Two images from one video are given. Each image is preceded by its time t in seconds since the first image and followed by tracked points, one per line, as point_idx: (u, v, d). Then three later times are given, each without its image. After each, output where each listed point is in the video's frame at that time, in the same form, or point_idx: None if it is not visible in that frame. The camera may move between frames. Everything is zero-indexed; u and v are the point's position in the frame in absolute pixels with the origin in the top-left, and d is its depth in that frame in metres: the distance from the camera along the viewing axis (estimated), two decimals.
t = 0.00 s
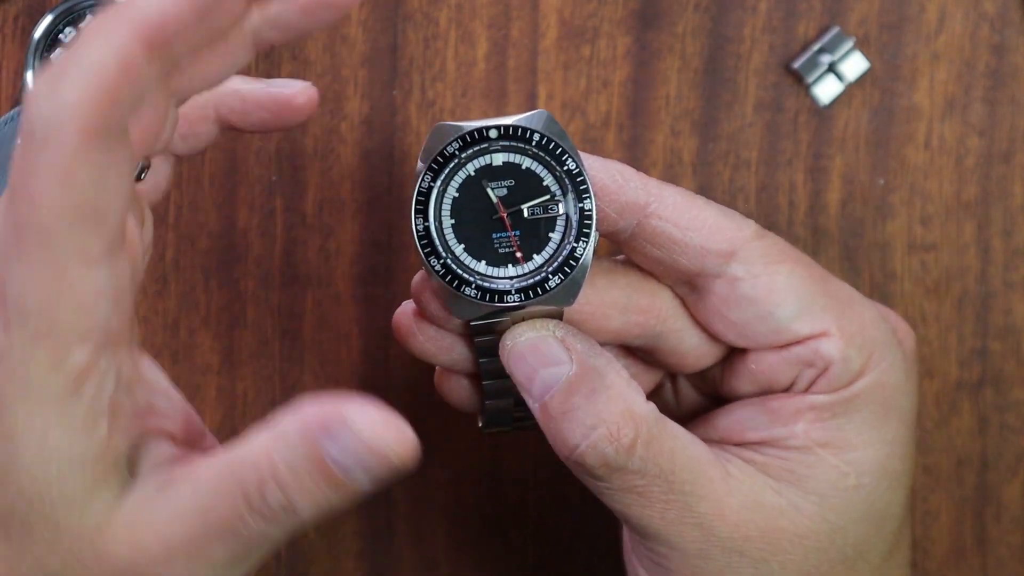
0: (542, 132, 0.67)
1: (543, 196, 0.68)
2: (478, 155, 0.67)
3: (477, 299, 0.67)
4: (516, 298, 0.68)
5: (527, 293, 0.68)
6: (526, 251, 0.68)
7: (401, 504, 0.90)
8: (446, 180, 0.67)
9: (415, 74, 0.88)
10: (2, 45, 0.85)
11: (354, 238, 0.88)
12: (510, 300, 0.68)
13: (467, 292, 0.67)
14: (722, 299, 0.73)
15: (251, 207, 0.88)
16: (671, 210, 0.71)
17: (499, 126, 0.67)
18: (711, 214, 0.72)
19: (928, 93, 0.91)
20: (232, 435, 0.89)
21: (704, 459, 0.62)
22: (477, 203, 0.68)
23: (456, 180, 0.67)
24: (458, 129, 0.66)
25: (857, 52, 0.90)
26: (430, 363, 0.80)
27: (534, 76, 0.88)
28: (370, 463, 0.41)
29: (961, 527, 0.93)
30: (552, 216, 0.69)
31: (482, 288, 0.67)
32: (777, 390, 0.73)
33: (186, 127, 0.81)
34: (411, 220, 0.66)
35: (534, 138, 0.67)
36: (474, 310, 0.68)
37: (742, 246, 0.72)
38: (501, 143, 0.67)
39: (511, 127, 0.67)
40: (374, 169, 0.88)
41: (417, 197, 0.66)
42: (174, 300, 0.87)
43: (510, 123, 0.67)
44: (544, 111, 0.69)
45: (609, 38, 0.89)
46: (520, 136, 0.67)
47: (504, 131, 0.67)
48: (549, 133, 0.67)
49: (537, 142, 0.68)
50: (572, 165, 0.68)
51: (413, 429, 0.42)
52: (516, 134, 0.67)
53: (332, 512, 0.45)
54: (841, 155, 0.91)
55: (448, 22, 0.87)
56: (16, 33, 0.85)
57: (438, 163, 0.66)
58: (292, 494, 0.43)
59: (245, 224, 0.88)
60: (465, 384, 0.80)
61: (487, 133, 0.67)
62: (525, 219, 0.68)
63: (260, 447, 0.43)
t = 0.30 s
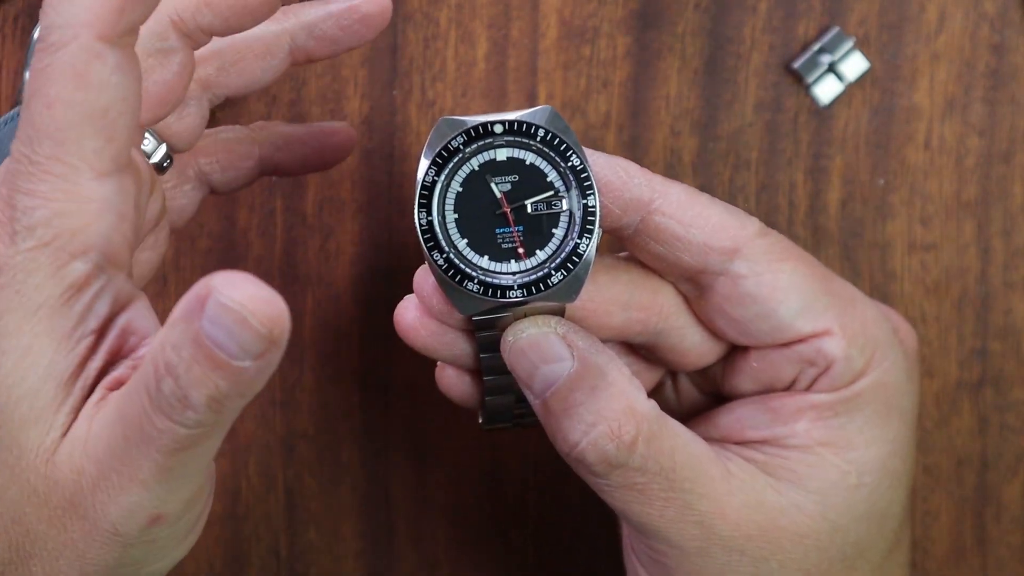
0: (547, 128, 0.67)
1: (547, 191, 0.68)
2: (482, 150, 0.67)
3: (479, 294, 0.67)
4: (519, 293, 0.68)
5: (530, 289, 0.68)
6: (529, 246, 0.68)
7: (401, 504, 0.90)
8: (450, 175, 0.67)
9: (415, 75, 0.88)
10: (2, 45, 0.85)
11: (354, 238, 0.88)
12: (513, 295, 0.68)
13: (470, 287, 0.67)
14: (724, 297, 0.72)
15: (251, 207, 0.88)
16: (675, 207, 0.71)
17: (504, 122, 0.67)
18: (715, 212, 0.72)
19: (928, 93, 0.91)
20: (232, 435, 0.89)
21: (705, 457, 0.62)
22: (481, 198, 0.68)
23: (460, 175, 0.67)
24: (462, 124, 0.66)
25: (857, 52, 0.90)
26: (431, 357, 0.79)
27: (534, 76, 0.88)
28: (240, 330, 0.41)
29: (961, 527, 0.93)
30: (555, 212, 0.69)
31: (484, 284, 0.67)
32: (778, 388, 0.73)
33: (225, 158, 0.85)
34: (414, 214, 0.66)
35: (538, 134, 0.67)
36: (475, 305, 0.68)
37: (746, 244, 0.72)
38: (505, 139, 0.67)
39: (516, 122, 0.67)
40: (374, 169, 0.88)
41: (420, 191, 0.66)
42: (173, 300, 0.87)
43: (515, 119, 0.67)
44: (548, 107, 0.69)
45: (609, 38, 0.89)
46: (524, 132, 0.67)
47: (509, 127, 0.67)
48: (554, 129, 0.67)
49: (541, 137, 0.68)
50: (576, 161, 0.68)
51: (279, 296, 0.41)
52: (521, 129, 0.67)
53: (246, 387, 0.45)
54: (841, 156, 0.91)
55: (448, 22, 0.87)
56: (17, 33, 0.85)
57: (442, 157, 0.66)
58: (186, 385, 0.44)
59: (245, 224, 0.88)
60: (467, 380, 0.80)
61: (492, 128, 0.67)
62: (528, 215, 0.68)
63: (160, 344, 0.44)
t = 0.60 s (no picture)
0: (546, 127, 0.67)
1: (545, 191, 0.68)
2: (481, 149, 0.67)
3: (478, 294, 0.67)
4: (517, 293, 0.68)
5: (529, 288, 0.68)
6: (528, 246, 0.68)
7: (400, 504, 0.90)
8: (449, 175, 0.67)
9: (415, 75, 0.88)
10: (3, 46, 0.85)
11: (354, 238, 0.88)
12: (512, 295, 0.68)
13: (468, 287, 0.67)
14: (723, 296, 0.73)
15: (251, 207, 0.88)
16: (674, 206, 0.71)
17: (503, 121, 0.67)
18: (714, 212, 0.72)
19: (928, 93, 0.91)
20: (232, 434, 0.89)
21: (704, 456, 0.62)
22: (480, 197, 0.68)
23: (459, 174, 0.67)
24: (461, 123, 0.66)
25: (857, 52, 0.90)
26: (430, 356, 0.79)
27: (534, 76, 0.88)
28: (294, 332, 0.43)
29: (961, 527, 0.93)
30: (554, 211, 0.69)
31: (483, 283, 0.67)
32: (777, 387, 0.73)
33: (215, 151, 0.83)
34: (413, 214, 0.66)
35: (537, 133, 0.67)
36: (474, 304, 0.68)
37: (745, 243, 0.72)
38: (504, 138, 0.67)
39: (515, 122, 0.67)
40: (374, 169, 0.88)
41: (419, 191, 0.66)
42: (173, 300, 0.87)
43: (514, 118, 0.67)
44: (548, 107, 0.69)
45: (609, 38, 0.89)
46: (523, 132, 0.67)
47: (508, 126, 0.67)
48: (553, 129, 0.67)
49: (540, 137, 0.68)
50: (574, 161, 0.68)
51: (334, 299, 0.44)
52: (520, 129, 0.67)
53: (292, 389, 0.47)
54: (841, 156, 0.91)
55: (448, 22, 0.87)
56: (17, 33, 0.85)
57: (442, 156, 0.66)
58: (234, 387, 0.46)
59: (245, 224, 0.88)
60: (466, 378, 0.80)
61: (491, 127, 0.67)
62: (527, 214, 0.68)
63: (204, 348, 0.46)
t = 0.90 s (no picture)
0: (559, 126, 0.67)
1: (557, 190, 0.68)
2: (493, 147, 0.67)
3: (489, 292, 0.67)
4: (528, 292, 0.68)
5: (540, 287, 0.68)
6: (539, 245, 0.68)
7: (401, 504, 0.90)
8: (460, 173, 0.66)
9: (415, 74, 0.87)
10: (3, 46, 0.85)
11: (354, 238, 0.88)
12: (522, 294, 0.68)
13: (479, 285, 0.67)
14: (732, 296, 0.72)
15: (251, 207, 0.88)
16: (685, 206, 0.70)
17: (515, 120, 0.66)
18: (725, 212, 0.71)
19: (928, 93, 0.91)
20: (232, 435, 0.89)
21: (711, 458, 0.62)
22: (492, 196, 0.68)
23: (470, 172, 0.67)
24: (474, 120, 0.66)
25: (857, 52, 0.90)
26: (438, 355, 0.79)
27: (534, 76, 0.88)
28: None
29: (961, 527, 0.93)
30: (565, 211, 0.68)
31: (494, 282, 0.67)
32: (784, 387, 0.73)
33: (238, 171, 0.80)
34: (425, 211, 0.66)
35: (549, 132, 0.67)
36: (485, 303, 0.68)
37: (755, 244, 0.71)
38: (516, 137, 0.67)
39: (528, 120, 0.66)
40: (374, 170, 0.88)
41: (431, 188, 0.66)
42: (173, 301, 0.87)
43: (526, 116, 0.66)
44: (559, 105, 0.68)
45: (609, 38, 0.89)
46: (536, 130, 0.67)
47: (520, 124, 0.66)
48: (566, 127, 0.67)
49: (552, 136, 0.67)
50: (586, 160, 0.67)
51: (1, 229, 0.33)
52: (532, 127, 0.67)
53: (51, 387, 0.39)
54: (841, 156, 0.91)
55: (447, 22, 0.87)
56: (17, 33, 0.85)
57: (453, 154, 0.66)
58: None
59: (245, 225, 0.88)
60: (474, 378, 0.80)
61: (504, 125, 0.66)
62: (538, 213, 0.68)
63: None
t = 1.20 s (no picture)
0: (562, 127, 0.67)
1: (559, 191, 0.68)
2: (496, 148, 0.67)
3: (491, 293, 0.67)
4: (531, 292, 0.68)
5: (542, 288, 0.68)
6: (542, 245, 0.68)
7: (402, 505, 0.90)
8: (462, 173, 0.66)
9: (415, 74, 0.87)
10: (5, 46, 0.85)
11: (354, 239, 0.88)
12: (525, 294, 0.68)
13: (481, 286, 0.67)
14: (735, 296, 0.72)
15: (251, 207, 0.88)
16: (687, 206, 0.70)
17: (518, 120, 0.66)
18: (728, 211, 0.71)
19: (928, 93, 0.91)
20: (232, 436, 0.89)
21: (713, 458, 0.62)
22: (494, 196, 0.68)
23: (473, 172, 0.67)
24: (476, 121, 0.65)
25: (857, 52, 0.90)
26: (440, 356, 0.79)
27: (534, 76, 0.88)
28: None
29: (961, 527, 0.93)
30: (567, 211, 0.68)
31: (496, 282, 0.67)
32: (786, 388, 0.73)
33: (225, 160, 0.80)
34: (427, 211, 0.66)
35: (552, 133, 0.67)
36: (487, 304, 0.68)
37: (758, 243, 0.71)
38: (519, 137, 0.67)
39: (531, 121, 0.66)
40: (374, 170, 0.88)
41: (434, 188, 0.65)
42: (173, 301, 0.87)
43: (529, 117, 0.66)
44: (562, 106, 0.68)
45: (609, 38, 0.89)
46: (539, 131, 0.67)
47: (523, 125, 0.66)
48: (568, 128, 0.67)
49: (555, 136, 0.67)
50: (589, 160, 0.67)
51: None
52: (534, 128, 0.67)
53: None
54: (841, 156, 0.91)
55: (448, 22, 0.87)
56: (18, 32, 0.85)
57: (456, 154, 0.66)
58: None
59: (245, 225, 0.88)
60: (475, 379, 0.80)
61: (507, 126, 0.66)
62: (541, 214, 0.68)
63: None
